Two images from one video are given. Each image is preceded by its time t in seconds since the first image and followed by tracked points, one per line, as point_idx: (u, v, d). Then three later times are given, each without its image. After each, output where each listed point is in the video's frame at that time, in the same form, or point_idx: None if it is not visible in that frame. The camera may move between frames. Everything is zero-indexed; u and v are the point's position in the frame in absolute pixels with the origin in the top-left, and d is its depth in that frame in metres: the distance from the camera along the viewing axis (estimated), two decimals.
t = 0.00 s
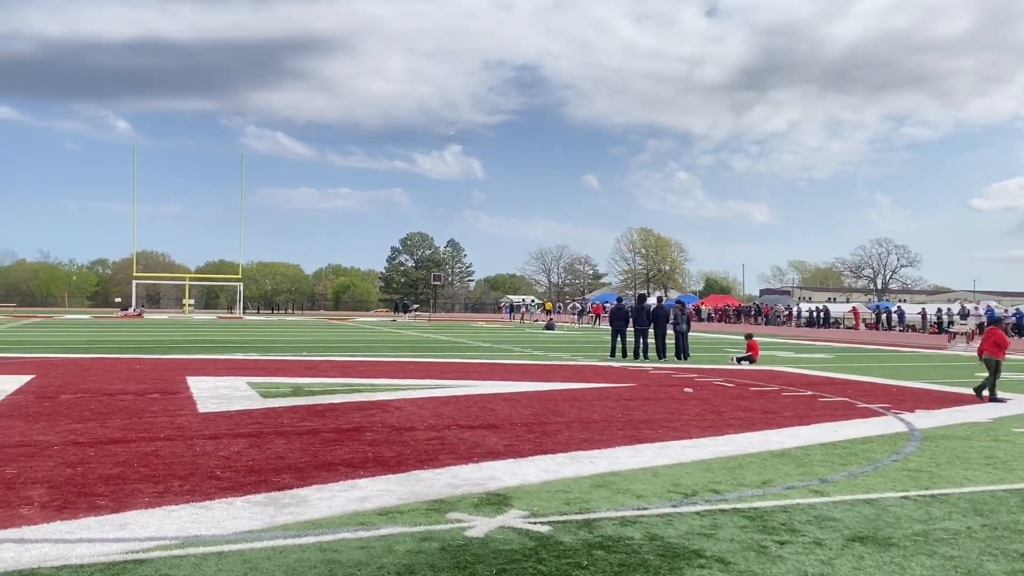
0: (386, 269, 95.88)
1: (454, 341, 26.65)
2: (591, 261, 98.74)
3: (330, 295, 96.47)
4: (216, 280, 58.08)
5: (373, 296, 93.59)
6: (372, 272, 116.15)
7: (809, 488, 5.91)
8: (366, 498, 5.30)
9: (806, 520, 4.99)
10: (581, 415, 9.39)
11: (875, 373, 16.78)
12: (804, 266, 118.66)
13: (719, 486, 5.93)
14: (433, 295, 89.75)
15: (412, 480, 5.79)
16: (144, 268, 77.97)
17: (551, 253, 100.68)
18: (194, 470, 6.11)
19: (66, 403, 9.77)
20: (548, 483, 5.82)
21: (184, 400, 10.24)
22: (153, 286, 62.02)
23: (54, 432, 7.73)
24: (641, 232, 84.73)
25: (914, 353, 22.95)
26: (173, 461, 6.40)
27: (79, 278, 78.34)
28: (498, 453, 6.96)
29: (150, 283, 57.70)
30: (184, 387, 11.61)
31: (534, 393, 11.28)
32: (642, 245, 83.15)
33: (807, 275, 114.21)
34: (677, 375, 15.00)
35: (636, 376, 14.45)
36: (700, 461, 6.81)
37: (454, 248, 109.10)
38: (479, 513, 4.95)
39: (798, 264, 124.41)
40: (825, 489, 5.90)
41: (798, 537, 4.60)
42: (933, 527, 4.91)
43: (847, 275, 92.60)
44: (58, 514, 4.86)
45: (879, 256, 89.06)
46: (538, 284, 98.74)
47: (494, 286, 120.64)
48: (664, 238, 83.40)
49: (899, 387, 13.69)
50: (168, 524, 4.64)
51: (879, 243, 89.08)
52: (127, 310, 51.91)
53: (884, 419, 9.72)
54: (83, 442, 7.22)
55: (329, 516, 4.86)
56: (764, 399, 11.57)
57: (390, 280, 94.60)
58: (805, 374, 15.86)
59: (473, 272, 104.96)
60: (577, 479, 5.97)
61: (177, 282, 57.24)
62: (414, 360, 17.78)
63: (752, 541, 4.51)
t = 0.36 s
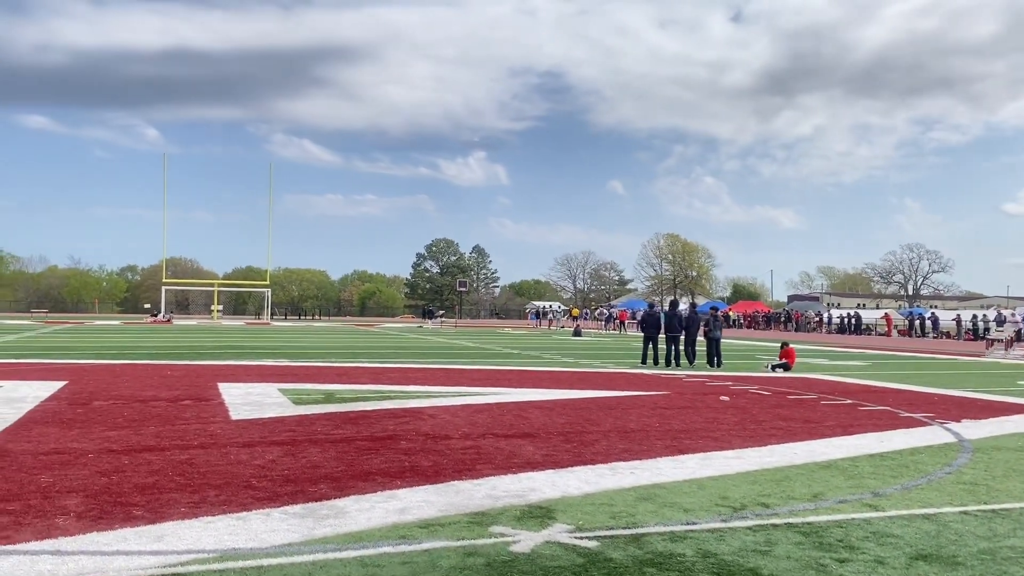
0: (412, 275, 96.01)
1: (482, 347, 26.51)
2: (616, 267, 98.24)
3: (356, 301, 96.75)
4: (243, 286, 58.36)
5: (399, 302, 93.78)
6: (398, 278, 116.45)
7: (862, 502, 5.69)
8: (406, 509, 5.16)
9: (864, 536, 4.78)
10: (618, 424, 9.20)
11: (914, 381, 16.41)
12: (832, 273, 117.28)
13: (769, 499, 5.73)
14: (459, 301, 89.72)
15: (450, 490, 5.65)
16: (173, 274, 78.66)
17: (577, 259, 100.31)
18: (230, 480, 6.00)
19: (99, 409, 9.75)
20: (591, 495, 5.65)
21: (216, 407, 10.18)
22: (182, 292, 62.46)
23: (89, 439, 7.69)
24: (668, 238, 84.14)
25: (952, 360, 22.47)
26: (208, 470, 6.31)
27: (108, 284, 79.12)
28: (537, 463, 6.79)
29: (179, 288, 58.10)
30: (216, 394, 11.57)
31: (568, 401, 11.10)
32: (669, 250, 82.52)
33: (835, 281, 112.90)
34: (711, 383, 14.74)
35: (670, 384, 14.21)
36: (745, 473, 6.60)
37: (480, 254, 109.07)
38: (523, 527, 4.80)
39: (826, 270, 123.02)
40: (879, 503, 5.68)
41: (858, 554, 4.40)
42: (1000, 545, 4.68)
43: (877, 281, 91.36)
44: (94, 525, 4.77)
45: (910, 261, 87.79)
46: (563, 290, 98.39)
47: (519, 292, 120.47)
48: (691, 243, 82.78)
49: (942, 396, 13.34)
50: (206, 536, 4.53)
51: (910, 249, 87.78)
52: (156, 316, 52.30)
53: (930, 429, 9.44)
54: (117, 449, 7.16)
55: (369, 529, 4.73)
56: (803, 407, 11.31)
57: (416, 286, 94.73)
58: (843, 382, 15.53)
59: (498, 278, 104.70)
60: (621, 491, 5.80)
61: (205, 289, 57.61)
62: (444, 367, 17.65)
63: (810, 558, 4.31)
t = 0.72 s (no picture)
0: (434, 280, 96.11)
1: (507, 353, 26.40)
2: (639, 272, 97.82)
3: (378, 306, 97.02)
4: (267, 291, 58.66)
5: (421, 307, 93.98)
6: (420, 283, 116.72)
7: (916, 515, 5.53)
8: (449, 520, 5.07)
9: (923, 551, 4.62)
10: (654, 432, 9.07)
11: (949, 389, 16.09)
12: (857, 278, 116.06)
13: (818, 511, 5.58)
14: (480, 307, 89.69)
15: (492, 500, 5.54)
16: (197, 280, 79.28)
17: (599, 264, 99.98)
18: (269, 488, 5.94)
19: (133, 415, 9.75)
20: (636, 506, 5.53)
21: (249, 412, 10.16)
22: (207, 297, 62.95)
23: (125, 445, 7.66)
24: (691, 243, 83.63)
25: (986, 367, 22.05)
26: (246, 478, 6.25)
27: (134, 289, 79.87)
28: (577, 472, 6.67)
29: (204, 293, 58.51)
30: (247, 399, 11.55)
31: (601, 408, 10.98)
32: (692, 256, 82.00)
33: (859, 287, 111.79)
34: (743, 390, 14.54)
35: (703, 391, 14.02)
36: (791, 484, 6.46)
37: (501, 259, 109.10)
38: (570, 540, 4.69)
39: (850, 275, 121.86)
40: (933, 516, 5.51)
41: (919, 571, 4.25)
42: None
43: (902, 287, 90.27)
44: (136, 534, 4.70)
45: (937, 266, 86.68)
46: (585, 296, 98.09)
47: (540, 297, 120.31)
48: (714, 249, 82.24)
49: (981, 404, 13.06)
50: (250, 546, 4.46)
51: (937, 254, 86.53)
52: (181, 321, 52.67)
53: (974, 438, 9.21)
54: (153, 456, 7.13)
55: (414, 540, 4.64)
56: (839, 416, 11.10)
57: (438, 291, 94.86)
58: (877, 389, 15.26)
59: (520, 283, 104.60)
60: (666, 502, 5.68)
61: (229, 294, 57.98)
62: (472, 372, 17.56)
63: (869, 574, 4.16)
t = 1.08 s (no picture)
0: (455, 284, 96.12)
1: (531, 357, 26.23)
2: (660, 276, 97.35)
3: (400, 310, 97.14)
4: (290, 296, 58.85)
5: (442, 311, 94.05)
6: (440, 287, 116.80)
7: (968, 525, 5.35)
8: (487, 529, 4.95)
9: (981, 564, 4.46)
10: (687, 438, 8.91)
11: (985, 395, 15.76)
12: (881, 282, 114.84)
13: (867, 521, 5.42)
14: (501, 311, 89.57)
15: (530, 509, 5.42)
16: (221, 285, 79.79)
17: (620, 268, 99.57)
18: (301, 494, 5.86)
19: (162, 419, 9.71)
20: (678, 516, 5.39)
21: (277, 417, 10.09)
22: (231, 301, 63.31)
23: (155, 450, 7.61)
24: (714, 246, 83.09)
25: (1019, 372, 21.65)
26: (278, 484, 6.17)
27: (158, 294, 80.47)
28: (614, 480, 6.54)
29: (227, 298, 58.81)
30: (274, 403, 11.50)
31: (631, 414, 10.82)
32: (714, 259, 81.46)
33: (884, 290, 110.66)
34: (774, 395, 14.31)
35: (732, 397, 13.82)
36: (834, 492, 6.29)
37: (522, 263, 108.99)
38: (614, 550, 4.56)
39: (874, 278, 120.66)
40: (987, 527, 5.33)
41: None
42: None
43: (928, 291, 89.22)
44: (171, 541, 4.62)
45: (963, 269, 85.59)
46: (606, 300, 97.71)
47: (561, 301, 120.05)
48: (737, 252, 81.60)
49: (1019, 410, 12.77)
50: (287, 556, 4.37)
51: (963, 258, 85.45)
52: (205, 326, 52.95)
53: (1017, 446, 8.98)
54: (184, 461, 7.07)
55: (453, 549, 4.53)
56: (875, 422, 10.88)
57: (459, 294, 94.84)
58: (911, 395, 14.98)
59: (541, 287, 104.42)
60: (708, 511, 5.54)
61: (252, 299, 58.23)
62: (497, 377, 17.43)
63: None
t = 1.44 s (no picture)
0: (480, 286, 96.05)
1: (560, 359, 26.02)
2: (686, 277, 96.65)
3: (425, 312, 97.24)
4: (317, 298, 59.07)
5: (467, 313, 94.00)
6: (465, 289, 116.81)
7: None
8: (530, 535, 4.80)
9: None
10: (727, 441, 8.71)
11: None
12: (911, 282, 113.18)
13: (925, 529, 5.20)
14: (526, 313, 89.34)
15: (573, 514, 5.26)
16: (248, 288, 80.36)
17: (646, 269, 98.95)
18: (338, 497, 5.74)
19: (195, 421, 9.66)
20: (726, 523, 5.21)
21: (309, 419, 10.01)
22: (258, 303, 63.66)
23: (189, 451, 7.55)
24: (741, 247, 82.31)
25: None
26: (314, 487, 6.06)
27: (186, 296, 81.11)
28: (656, 484, 6.36)
29: (254, 300, 59.12)
30: (306, 405, 11.43)
31: (667, 416, 10.62)
32: (742, 260, 80.68)
33: (914, 291, 109.05)
34: (811, 398, 14.03)
35: (768, 399, 13.56)
36: (886, 498, 6.07)
37: (547, 265, 108.74)
38: (663, 559, 4.40)
39: (904, 279, 118.96)
40: None
41: None
42: None
43: (960, 292, 87.75)
44: (208, 546, 4.52)
45: (996, 270, 84.07)
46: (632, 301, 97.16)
47: (586, 303, 119.59)
48: (765, 253, 80.69)
49: None
50: (326, 562, 4.25)
51: (996, 258, 83.94)
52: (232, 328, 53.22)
53: None
54: (218, 463, 6.99)
55: (497, 557, 4.38)
56: (918, 425, 10.58)
57: (484, 296, 94.78)
58: (952, 398, 14.61)
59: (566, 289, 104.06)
60: (758, 518, 5.35)
61: (279, 301, 58.47)
62: (527, 379, 17.27)
63: None
